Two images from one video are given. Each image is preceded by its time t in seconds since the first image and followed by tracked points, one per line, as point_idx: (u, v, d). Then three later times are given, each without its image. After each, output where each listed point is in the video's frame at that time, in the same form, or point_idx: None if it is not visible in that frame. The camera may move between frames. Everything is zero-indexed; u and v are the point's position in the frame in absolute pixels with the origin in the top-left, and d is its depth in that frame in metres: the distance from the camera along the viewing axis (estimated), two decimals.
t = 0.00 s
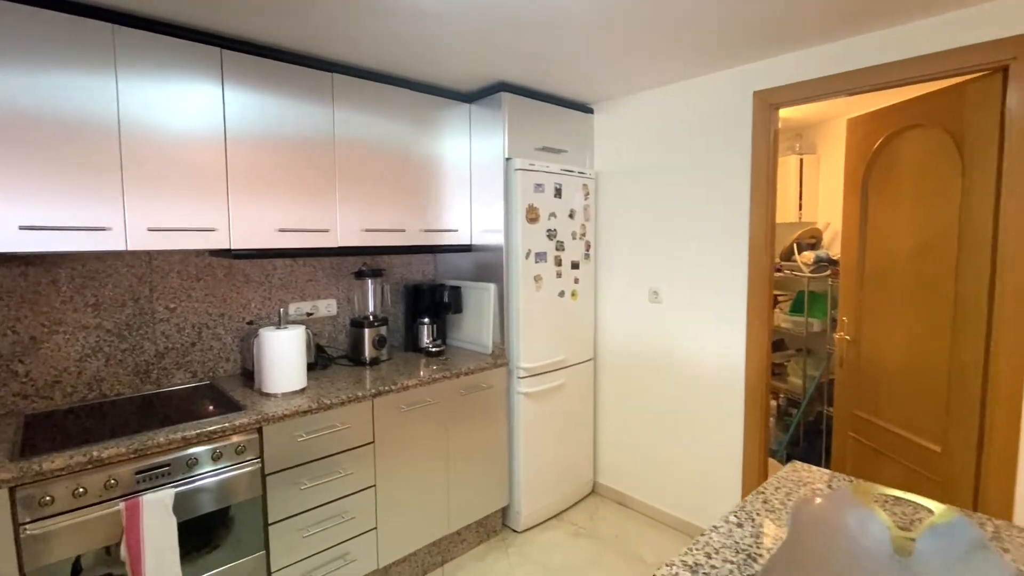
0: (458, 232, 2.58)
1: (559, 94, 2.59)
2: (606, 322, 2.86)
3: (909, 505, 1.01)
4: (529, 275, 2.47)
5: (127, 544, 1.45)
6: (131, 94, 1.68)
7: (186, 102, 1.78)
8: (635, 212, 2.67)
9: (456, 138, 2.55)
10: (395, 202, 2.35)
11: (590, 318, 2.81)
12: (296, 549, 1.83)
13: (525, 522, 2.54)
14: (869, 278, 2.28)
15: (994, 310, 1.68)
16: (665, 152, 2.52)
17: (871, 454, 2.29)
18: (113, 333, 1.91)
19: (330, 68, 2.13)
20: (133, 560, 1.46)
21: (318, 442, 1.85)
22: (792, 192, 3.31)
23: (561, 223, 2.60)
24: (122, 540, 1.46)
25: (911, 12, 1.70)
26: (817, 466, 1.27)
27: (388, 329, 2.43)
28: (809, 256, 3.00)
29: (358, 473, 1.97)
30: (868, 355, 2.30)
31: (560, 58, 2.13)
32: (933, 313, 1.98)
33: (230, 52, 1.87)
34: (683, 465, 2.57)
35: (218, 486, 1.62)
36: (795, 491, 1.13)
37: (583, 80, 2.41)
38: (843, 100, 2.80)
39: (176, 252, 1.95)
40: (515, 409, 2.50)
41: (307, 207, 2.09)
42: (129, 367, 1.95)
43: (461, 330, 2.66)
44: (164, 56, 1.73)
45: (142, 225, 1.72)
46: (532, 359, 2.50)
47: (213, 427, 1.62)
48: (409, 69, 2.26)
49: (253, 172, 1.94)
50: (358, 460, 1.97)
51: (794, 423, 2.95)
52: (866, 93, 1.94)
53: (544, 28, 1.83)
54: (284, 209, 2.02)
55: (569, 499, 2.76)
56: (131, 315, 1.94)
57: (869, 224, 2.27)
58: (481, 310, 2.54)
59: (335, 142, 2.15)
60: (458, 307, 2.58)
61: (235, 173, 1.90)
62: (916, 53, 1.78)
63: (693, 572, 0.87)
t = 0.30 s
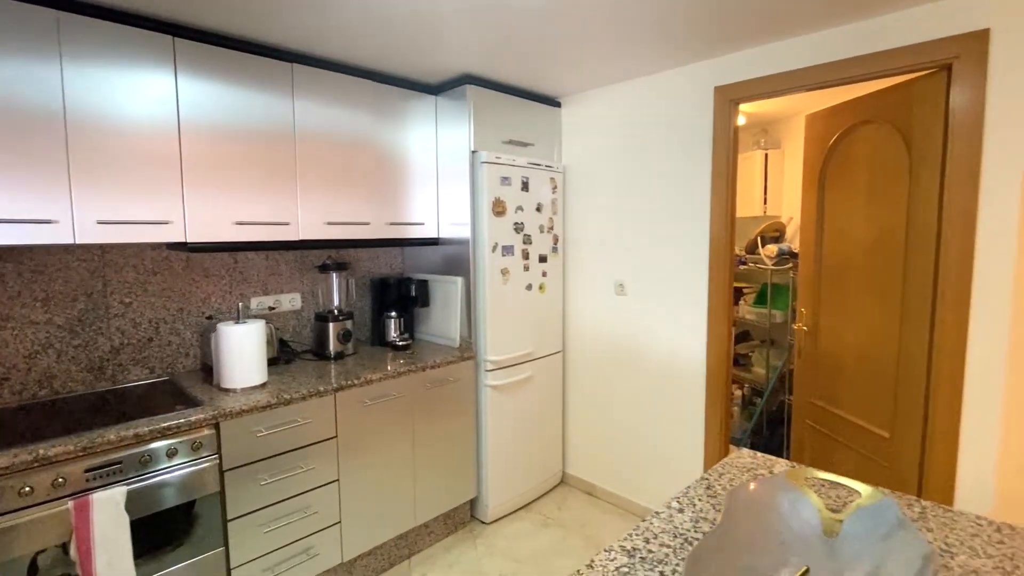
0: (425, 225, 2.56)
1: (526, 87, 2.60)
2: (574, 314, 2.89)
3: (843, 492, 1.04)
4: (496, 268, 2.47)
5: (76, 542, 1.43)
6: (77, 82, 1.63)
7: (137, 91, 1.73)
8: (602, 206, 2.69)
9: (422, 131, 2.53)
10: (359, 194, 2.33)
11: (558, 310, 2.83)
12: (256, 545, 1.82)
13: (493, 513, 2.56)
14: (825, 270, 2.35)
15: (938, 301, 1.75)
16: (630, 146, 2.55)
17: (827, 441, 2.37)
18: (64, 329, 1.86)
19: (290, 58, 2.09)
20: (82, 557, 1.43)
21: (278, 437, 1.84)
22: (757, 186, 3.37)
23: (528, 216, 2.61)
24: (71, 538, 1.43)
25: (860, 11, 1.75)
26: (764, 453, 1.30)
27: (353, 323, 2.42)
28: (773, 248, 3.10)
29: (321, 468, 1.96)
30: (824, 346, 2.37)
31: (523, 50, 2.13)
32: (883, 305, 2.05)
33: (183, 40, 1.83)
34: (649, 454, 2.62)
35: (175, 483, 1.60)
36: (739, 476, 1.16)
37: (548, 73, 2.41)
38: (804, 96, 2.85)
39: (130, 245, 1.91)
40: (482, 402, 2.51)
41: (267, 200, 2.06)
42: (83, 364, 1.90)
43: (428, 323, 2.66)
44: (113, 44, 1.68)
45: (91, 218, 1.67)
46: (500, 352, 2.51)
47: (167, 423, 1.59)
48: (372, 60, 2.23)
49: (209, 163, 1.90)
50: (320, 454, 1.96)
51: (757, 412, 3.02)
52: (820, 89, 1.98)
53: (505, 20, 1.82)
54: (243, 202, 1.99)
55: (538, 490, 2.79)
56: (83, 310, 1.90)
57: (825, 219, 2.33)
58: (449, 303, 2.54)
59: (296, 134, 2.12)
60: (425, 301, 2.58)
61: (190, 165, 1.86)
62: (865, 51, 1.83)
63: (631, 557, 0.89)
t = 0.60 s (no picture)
0: (394, 221, 2.52)
1: (495, 81, 2.57)
2: (547, 310, 2.88)
3: (795, 488, 1.04)
4: (466, 264, 2.45)
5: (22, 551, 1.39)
6: (19, 72, 1.55)
7: (84, 82, 1.66)
8: (573, 202, 2.69)
9: (390, 125, 2.49)
10: (324, 190, 2.28)
11: (530, 306, 2.82)
12: (216, 549, 1.78)
13: (464, 511, 2.55)
14: (790, 265, 2.38)
15: (894, 296, 1.79)
16: (600, 142, 2.54)
17: (791, 434, 2.41)
18: (11, 330, 1.78)
19: (249, 49, 2.03)
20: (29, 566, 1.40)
21: (238, 438, 1.80)
22: (728, 182, 3.41)
23: (498, 212, 2.58)
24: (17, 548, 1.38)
25: (821, 9, 1.76)
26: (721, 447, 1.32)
27: (320, 321, 2.38)
28: (742, 244, 3.15)
29: (284, 469, 1.93)
30: (789, 340, 2.41)
31: (490, 45, 2.10)
32: (843, 299, 2.09)
33: (134, 29, 1.76)
34: (620, 448, 2.64)
35: (128, 488, 1.55)
36: (696, 472, 1.16)
37: (517, 68, 2.39)
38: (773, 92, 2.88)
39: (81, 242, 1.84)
40: (453, 400, 2.49)
41: (225, 196, 2.00)
42: (32, 366, 1.83)
43: (398, 321, 2.63)
44: (57, 32, 1.61)
45: (36, 214, 1.60)
46: (470, 349, 2.49)
47: (118, 426, 1.54)
48: (336, 53, 2.18)
49: (164, 158, 1.84)
50: (283, 455, 1.92)
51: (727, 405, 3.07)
52: (783, 87, 2.00)
53: (469, 14, 1.80)
54: (201, 198, 1.94)
55: (510, 486, 2.79)
56: (32, 310, 1.82)
57: (790, 215, 2.36)
58: (418, 300, 2.51)
59: (257, 128, 2.06)
60: (394, 298, 2.54)
61: (143, 159, 1.80)
62: (826, 49, 1.85)
63: (580, 557, 0.88)
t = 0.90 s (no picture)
0: (360, 217, 2.46)
1: (465, 75, 2.52)
2: (519, 308, 2.86)
3: (751, 490, 1.03)
4: (435, 262, 2.40)
5: None
6: None
7: (23, 69, 1.57)
8: (545, 199, 2.66)
9: (356, 120, 2.43)
10: (286, 185, 2.22)
11: (502, 304, 2.79)
12: (171, 558, 1.72)
13: (434, 512, 2.52)
14: (759, 262, 2.39)
15: (858, 293, 1.81)
16: (572, 138, 2.52)
17: (760, 429, 2.43)
18: None
19: (206, 39, 1.96)
20: None
21: (193, 443, 1.73)
22: (701, 179, 3.41)
23: (468, 209, 2.54)
24: None
25: (788, 5, 1.75)
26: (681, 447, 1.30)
27: (283, 320, 2.32)
28: (714, 241, 3.16)
29: (243, 473, 1.87)
30: (757, 337, 2.42)
31: (458, 38, 2.05)
32: (809, 296, 2.10)
33: (79, 15, 1.67)
34: (593, 446, 2.63)
35: (70, 497, 1.48)
36: (653, 474, 1.14)
37: (487, 62, 2.35)
38: (744, 90, 2.88)
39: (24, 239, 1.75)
40: (422, 400, 2.45)
41: (180, 191, 1.93)
42: None
43: (366, 319, 2.57)
44: None
45: None
46: (439, 348, 2.45)
47: (60, 432, 1.46)
48: (298, 44, 2.11)
49: (113, 151, 1.76)
50: (242, 459, 1.86)
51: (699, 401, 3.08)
52: (750, 84, 2.00)
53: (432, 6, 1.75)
54: (153, 193, 1.86)
55: (482, 486, 2.76)
56: None
57: (759, 212, 2.37)
58: (387, 298, 2.46)
59: (214, 121, 1.99)
60: (361, 296, 2.49)
61: (90, 152, 1.71)
62: (793, 46, 1.84)
63: (527, 566, 0.86)
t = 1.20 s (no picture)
0: (326, 217, 2.39)
1: (435, 71, 2.46)
2: (493, 310, 2.80)
3: (712, 502, 0.99)
4: (404, 263, 2.34)
5: None
6: None
7: None
8: (518, 198, 2.61)
9: (321, 116, 2.35)
10: (246, 184, 2.13)
11: (475, 305, 2.74)
12: None
13: (405, 519, 2.46)
14: (732, 262, 2.38)
15: (828, 293, 1.79)
16: (544, 137, 2.47)
17: (734, 430, 2.41)
18: None
19: (156, 31, 1.86)
20: None
21: (142, 455, 1.65)
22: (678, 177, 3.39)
23: (439, 208, 2.47)
24: None
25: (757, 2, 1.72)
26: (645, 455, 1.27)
27: (245, 325, 2.23)
28: (690, 240, 3.14)
29: (199, 485, 1.79)
30: (731, 337, 2.40)
31: (423, 33, 1.99)
32: (780, 296, 2.08)
33: (14, 4, 1.57)
34: (568, 449, 2.59)
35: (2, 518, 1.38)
36: (614, 485, 1.10)
37: (455, 58, 2.29)
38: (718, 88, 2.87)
39: None
40: (392, 405, 2.39)
41: (130, 190, 1.84)
42: None
43: (333, 322, 2.50)
44: None
45: None
46: (409, 351, 2.39)
47: None
48: (257, 37, 2.03)
49: (54, 149, 1.67)
50: (197, 470, 1.79)
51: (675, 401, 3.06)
52: (721, 81, 1.97)
53: None
54: (100, 193, 1.77)
55: (455, 491, 2.70)
56: None
57: (732, 211, 2.35)
58: (354, 300, 2.39)
59: (167, 117, 1.90)
60: (327, 299, 2.42)
61: (28, 150, 1.62)
62: (762, 43, 1.82)
63: None
